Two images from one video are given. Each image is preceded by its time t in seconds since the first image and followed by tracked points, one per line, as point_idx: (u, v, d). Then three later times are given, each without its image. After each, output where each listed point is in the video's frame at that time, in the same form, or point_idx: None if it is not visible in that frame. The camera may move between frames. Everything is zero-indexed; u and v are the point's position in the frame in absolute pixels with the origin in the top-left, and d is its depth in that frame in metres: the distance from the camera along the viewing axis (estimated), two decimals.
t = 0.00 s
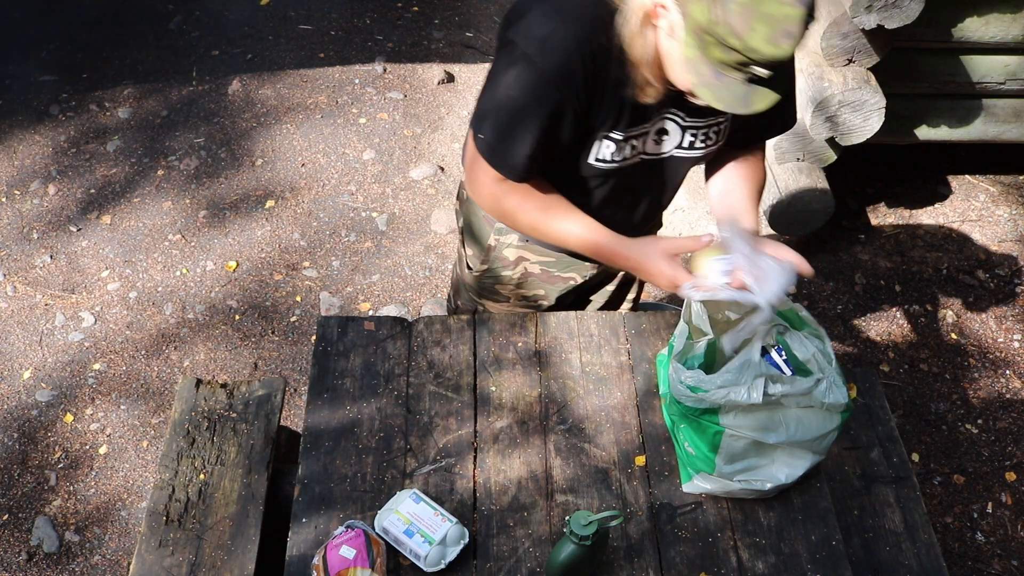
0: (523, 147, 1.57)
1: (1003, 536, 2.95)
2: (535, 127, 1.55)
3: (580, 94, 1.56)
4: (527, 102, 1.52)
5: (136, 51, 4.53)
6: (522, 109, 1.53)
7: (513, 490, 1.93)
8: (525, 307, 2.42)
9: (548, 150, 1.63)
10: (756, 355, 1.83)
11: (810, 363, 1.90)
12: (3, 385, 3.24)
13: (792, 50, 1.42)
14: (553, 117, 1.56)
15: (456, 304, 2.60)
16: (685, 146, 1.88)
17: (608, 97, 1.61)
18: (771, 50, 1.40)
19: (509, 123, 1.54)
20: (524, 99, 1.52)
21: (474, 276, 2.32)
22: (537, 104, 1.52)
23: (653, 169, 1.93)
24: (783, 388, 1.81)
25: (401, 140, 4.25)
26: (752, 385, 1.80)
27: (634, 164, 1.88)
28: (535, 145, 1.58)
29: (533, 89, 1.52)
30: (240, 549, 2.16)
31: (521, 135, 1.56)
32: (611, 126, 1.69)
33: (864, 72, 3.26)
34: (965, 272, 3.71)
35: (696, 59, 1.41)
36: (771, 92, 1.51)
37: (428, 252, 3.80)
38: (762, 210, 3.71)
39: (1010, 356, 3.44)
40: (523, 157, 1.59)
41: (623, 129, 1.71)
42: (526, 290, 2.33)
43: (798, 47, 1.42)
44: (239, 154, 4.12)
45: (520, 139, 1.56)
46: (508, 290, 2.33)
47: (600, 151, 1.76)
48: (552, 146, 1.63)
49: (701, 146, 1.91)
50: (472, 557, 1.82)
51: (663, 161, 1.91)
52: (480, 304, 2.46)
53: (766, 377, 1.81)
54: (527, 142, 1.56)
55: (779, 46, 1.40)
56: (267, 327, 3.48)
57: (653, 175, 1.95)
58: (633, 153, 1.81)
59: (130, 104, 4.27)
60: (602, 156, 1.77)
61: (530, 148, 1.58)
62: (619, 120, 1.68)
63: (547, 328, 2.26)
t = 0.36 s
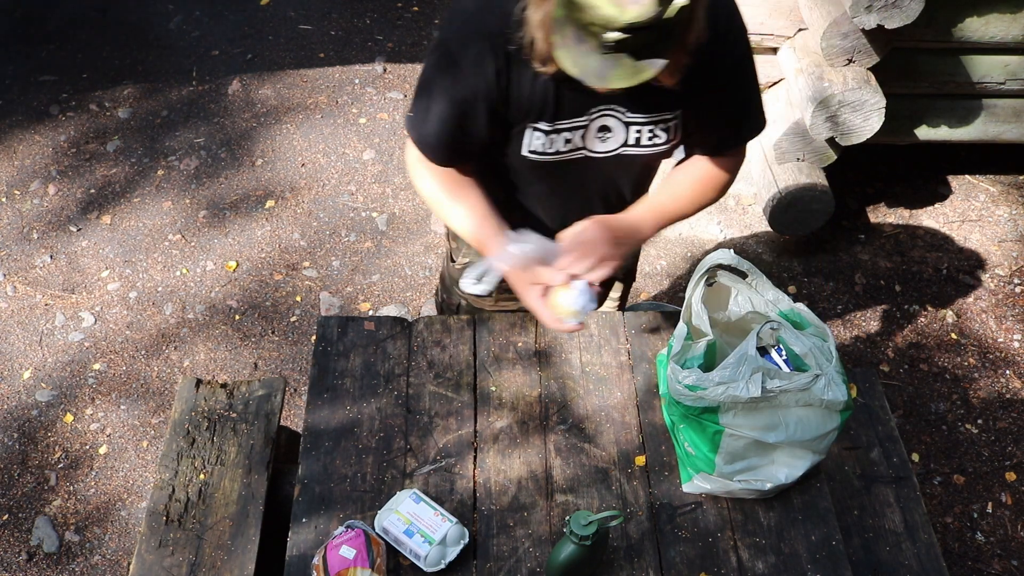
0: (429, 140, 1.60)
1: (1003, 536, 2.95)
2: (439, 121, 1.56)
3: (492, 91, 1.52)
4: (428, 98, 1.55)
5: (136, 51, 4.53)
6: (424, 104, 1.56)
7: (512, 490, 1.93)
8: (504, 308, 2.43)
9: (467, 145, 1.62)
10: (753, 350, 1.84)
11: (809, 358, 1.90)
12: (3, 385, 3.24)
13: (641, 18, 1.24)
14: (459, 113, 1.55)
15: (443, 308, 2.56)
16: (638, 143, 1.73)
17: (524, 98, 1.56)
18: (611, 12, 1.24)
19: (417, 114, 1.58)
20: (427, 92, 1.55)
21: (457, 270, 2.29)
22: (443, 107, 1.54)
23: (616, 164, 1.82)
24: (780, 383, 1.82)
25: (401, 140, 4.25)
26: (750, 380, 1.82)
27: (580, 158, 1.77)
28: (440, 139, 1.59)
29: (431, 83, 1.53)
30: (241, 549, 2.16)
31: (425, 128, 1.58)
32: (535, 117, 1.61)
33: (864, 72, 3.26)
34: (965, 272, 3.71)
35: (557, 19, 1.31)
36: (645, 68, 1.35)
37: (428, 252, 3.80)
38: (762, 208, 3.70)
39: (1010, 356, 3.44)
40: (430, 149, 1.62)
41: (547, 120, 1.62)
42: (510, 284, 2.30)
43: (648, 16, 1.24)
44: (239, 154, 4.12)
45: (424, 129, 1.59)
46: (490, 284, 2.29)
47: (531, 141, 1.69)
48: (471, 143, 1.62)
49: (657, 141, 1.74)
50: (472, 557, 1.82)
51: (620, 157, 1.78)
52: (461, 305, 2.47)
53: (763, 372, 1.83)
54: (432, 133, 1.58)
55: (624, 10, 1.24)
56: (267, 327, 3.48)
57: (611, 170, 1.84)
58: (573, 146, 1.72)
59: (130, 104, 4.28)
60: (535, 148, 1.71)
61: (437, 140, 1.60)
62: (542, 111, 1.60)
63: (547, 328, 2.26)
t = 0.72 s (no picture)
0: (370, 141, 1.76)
1: (1003, 536, 2.95)
2: (378, 127, 1.72)
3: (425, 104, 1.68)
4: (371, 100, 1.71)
5: (136, 51, 4.53)
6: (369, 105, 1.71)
7: (513, 490, 1.93)
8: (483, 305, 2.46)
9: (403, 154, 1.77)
10: (753, 349, 1.84)
11: (808, 358, 1.90)
12: (3, 385, 3.24)
13: (528, 47, 1.34)
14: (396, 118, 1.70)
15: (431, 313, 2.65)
16: (583, 157, 1.86)
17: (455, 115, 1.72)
18: (500, 41, 1.35)
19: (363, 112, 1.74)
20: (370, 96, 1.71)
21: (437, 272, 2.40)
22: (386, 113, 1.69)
23: (574, 175, 1.93)
24: (780, 382, 1.82)
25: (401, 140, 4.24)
26: (749, 380, 1.82)
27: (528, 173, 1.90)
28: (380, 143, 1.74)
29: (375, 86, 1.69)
30: (241, 549, 2.16)
31: (366, 131, 1.74)
32: (474, 133, 1.77)
33: (864, 72, 3.27)
34: (965, 272, 3.71)
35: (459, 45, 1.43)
36: (540, 95, 1.45)
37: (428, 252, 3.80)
38: (762, 208, 3.69)
39: (1010, 356, 3.44)
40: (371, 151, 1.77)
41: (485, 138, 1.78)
42: (486, 287, 2.37)
43: (533, 47, 1.33)
44: (239, 154, 4.12)
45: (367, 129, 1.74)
46: (467, 286, 2.37)
47: (473, 156, 1.84)
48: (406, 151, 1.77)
49: (602, 156, 1.88)
50: (472, 557, 1.82)
51: (567, 171, 1.91)
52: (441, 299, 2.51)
53: (763, 372, 1.83)
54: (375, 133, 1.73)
55: (512, 40, 1.34)
56: (267, 327, 3.48)
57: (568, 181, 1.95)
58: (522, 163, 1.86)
59: (130, 104, 4.28)
60: (478, 162, 1.86)
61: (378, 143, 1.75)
62: (479, 128, 1.75)
63: (547, 328, 2.26)
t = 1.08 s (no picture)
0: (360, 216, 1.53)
1: (1003, 536, 2.95)
2: (377, 194, 1.52)
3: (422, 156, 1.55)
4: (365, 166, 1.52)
5: (136, 51, 4.53)
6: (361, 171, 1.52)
7: (513, 491, 1.93)
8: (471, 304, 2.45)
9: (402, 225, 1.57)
10: (752, 349, 1.84)
11: (808, 357, 1.90)
12: (3, 385, 3.24)
13: (486, 112, 1.28)
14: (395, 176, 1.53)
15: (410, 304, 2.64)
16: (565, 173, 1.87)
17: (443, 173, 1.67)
18: (457, 109, 1.28)
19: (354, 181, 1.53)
20: (359, 164, 1.52)
21: (420, 274, 2.37)
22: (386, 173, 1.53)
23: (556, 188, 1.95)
24: (780, 382, 1.82)
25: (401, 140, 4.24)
26: (749, 380, 1.82)
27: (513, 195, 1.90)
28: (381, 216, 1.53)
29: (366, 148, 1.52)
30: (240, 549, 2.16)
31: (361, 203, 1.51)
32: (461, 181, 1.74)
33: (864, 72, 3.27)
34: (965, 272, 3.71)
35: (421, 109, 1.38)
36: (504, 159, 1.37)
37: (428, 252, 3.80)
38: (762, 208, 3.70)
39: (1010, 356, 3.44)
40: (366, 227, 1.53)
41: (473, 181, 1.76)
42: (473, 287, 2.36)
43: (491, 111, 1.28)
44: (239, 154, 4.12)
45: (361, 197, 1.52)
46: (453, 288, 2.36)
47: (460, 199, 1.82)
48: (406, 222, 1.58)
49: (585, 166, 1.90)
50: (472, 557, 1.82)
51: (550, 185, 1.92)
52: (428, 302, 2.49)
53: (762, 371, 1.83)
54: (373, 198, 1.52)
55: (469, 107, 1.28)
56: (267, 327, 3.48)
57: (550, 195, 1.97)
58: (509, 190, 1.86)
59: (130, 104, 4.28)
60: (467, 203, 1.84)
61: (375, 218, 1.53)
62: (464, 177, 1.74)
63: (547, 328, 2.26)
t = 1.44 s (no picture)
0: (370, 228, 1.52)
1: (1003, 536, 2.95)
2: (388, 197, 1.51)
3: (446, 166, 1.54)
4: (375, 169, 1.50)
5: (136, 51, 4.53)
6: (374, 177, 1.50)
7: (513, 490, 1.93)
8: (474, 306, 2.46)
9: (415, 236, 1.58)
10: (752, 349, 1.84)
11: (807, 357, 1.90)
12: (3, 385, 3.24)
13: (551, 122, 1.16)
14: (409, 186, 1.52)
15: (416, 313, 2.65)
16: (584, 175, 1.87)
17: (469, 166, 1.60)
18: (520, 122, 1.15)
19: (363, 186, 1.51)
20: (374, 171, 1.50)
21: (423, 281, 2.38)
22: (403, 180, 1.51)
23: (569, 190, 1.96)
24: (779, 382, 1.82)
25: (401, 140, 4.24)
26: (749, 379, 1.82)
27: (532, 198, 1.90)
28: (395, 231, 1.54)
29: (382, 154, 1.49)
30: (240, 549, 2.15)
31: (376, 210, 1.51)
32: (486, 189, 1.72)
33: (864, 72, 3.27)
34: (965, 272, 3.71)
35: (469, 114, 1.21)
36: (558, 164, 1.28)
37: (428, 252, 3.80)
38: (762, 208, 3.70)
39: (1010, 356, 3.44)
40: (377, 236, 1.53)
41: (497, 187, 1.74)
42: (474, 291, 2.36)
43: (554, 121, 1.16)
44: (239, 154, 4.12)
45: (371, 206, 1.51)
46: (454, 292, 2.37)
47: (485, 205, 1.79)
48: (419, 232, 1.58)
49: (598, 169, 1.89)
50: (472, 557, 1.82)
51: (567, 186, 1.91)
52: (430, 307, 2.50)
53: (762, 371, 1.83)
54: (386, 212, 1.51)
55: (534, 118, 1.15)
56: (267, 327, 3.48)
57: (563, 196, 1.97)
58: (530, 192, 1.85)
59: (131, 104, 4.28)
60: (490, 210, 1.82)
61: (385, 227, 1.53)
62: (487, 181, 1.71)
63: (547, 329, 2.26)
